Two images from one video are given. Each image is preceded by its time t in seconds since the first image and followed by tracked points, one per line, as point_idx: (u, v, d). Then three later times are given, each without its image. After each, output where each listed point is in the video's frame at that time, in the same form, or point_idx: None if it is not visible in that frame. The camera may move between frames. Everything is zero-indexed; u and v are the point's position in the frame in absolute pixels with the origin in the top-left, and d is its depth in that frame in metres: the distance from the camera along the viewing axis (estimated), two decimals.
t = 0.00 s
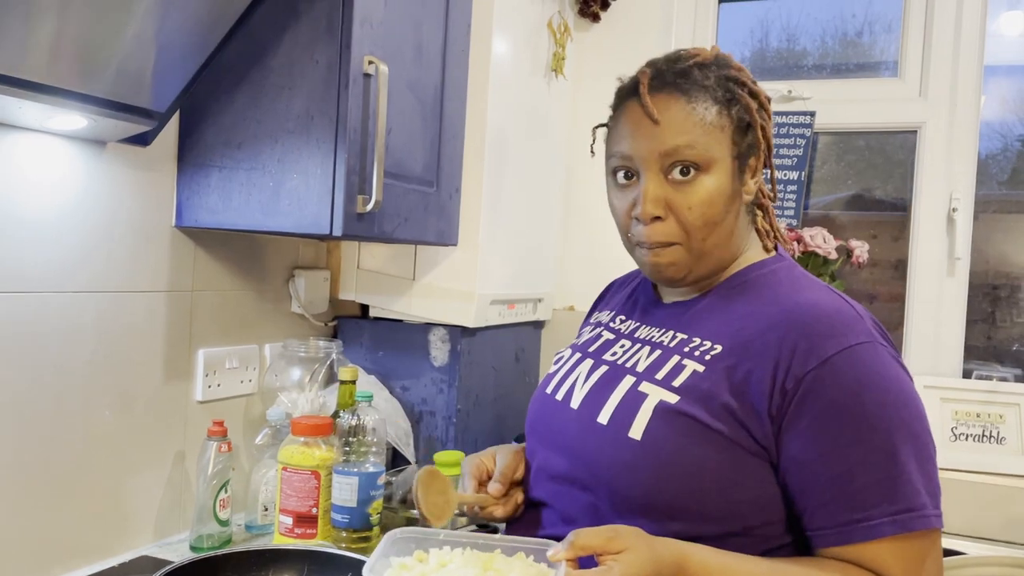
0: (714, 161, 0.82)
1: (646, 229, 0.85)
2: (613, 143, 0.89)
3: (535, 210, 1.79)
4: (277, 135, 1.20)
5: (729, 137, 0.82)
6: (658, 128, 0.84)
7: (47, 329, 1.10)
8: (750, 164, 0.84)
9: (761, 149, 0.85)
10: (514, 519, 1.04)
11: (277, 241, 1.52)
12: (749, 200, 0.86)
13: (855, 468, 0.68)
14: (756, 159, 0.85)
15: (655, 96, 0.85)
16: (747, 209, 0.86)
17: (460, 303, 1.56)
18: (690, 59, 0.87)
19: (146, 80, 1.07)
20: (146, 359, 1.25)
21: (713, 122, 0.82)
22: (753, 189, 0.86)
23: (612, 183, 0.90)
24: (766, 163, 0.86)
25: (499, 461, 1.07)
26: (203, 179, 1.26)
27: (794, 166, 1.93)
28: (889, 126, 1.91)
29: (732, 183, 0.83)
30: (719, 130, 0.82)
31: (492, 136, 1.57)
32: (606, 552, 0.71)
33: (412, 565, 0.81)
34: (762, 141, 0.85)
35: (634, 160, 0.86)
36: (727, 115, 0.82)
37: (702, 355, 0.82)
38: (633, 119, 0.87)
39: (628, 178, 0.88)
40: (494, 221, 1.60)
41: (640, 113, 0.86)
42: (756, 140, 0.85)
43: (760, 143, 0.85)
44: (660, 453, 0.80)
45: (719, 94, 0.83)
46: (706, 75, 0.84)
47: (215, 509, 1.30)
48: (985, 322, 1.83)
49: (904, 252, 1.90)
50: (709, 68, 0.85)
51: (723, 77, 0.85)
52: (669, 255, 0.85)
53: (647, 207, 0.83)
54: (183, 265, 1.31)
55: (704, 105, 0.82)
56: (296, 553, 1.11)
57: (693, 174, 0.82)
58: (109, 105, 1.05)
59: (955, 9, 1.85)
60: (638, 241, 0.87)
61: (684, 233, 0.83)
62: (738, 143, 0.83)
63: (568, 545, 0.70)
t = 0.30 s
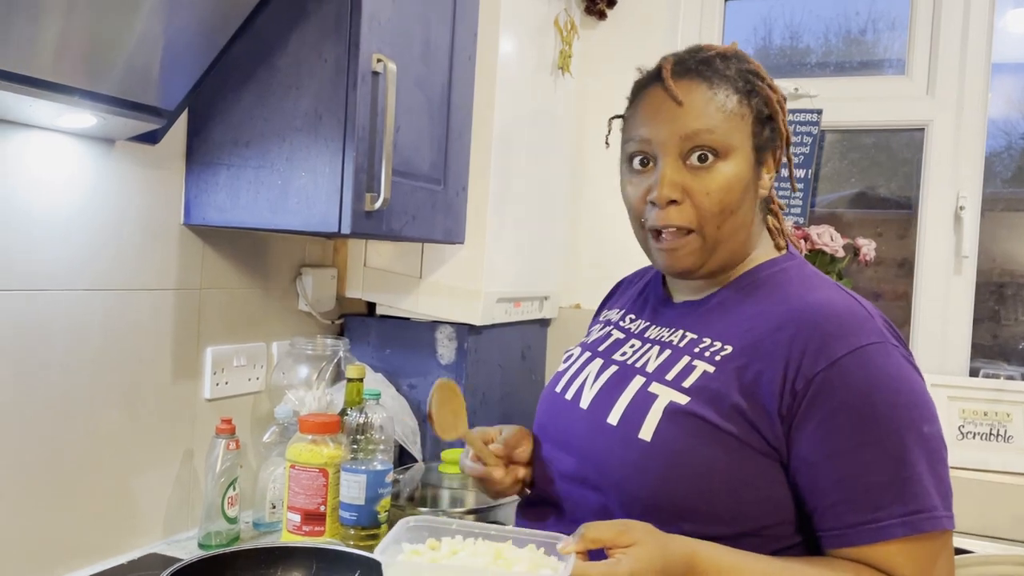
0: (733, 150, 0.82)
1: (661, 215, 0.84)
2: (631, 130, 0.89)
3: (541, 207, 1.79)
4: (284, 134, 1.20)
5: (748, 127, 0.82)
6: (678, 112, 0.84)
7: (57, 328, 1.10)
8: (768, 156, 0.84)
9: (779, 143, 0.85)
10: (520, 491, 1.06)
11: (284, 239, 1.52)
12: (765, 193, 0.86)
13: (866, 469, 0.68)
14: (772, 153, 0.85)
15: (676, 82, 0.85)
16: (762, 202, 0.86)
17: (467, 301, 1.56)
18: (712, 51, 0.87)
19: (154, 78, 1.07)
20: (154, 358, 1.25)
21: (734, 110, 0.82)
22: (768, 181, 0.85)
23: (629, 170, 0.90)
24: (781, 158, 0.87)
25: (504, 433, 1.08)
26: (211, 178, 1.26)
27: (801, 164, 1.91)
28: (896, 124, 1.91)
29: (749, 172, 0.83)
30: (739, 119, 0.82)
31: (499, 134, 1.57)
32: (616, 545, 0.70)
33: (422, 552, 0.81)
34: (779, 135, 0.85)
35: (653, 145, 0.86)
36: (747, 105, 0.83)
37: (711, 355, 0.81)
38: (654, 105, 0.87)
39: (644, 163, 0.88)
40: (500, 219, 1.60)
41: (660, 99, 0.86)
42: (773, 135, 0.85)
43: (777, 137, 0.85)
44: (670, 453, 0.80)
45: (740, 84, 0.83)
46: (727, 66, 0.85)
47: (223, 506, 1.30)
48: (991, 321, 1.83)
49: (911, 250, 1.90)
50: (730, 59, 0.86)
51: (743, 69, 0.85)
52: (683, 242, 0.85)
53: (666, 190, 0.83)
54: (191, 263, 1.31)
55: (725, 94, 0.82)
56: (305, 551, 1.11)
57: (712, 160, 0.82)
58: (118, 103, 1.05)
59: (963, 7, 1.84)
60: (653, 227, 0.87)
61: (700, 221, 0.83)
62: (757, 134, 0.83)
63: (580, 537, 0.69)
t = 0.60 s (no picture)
0: (668, 164, 0.80)
1: (615, 234, 0.86)
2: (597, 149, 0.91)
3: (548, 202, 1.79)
4: (293, 129, 1.20)
5: (688, 136, 0.80)
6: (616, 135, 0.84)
7: (65, 324, 1.10)
8: (724, 157, 0.80)
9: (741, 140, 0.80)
10: (498, 454, 1.22)
11: (291, 234, 1.52)
12: (733, 193, 0.81)
13: (839, 465, 0.68)
14: (735, 152, 0.80)
15: (617, 101, 0.85)
16: (734, 203, 0.82)
17: (475, 296, 1.56)
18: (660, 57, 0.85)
19: (161, 73, 1.07)
20: (162, 352, 1.25)
21: (666, 125, 0.80)
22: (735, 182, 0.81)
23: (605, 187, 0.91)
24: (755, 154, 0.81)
25: (491, 418, 1.17)
26: (220, 173, 1.26)
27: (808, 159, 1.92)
28: (905, 119, 1.90)
29: (696, 181, 0.80)
30: (673, 131, 0.80)
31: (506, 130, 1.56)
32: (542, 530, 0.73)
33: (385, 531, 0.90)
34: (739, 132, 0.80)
35: (603, 167, 0.87)
36: (684, 114, 0.80)
37: (710, 354, 0.81)
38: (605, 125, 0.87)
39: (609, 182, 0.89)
40: (508, 214, 1.59)
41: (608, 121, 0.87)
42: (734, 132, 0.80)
43: (739, 135, 0.80)
44: (665, 454, 0.80)
45: (677, 92, 0.81)
46: (669, 74, 0.82)
47: (231, 501, 1.31)
48: (998, 317, 1.82)
49: (919, 246, 1.89)
50: (676, 64, 0.82)
51: (687, 72, 0.81)
52: (643, 256, 0.85)
53: (610, 213, 0.85)
54: (199, 258, 1.31)
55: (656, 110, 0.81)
56: (313, 546, 1.12)
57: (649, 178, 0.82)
58: (126, 98, 1.05)
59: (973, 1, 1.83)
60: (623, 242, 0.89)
61: (649, 237, 0.83)
62: (702, 140, 0.79)
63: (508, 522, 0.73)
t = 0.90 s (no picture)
0: (596, 158, 0.76)
1: (566, 228, 0.83)
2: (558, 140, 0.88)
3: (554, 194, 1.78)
4: (298, 120, 1.20)
5: (611, 128, 0.75)
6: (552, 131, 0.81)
7: (72, 315, 1.10)
8: (652, 145, 0.73)
9: (673, 125, 0.73)
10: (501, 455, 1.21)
11: (296, 225, 1.52)
12: (670, 181, 0.75)
13: (723, 457, 0.64)
14: (668, 137, 0.73)
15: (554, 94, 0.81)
16: (674, 191, 0.75)
17: (482, 288, 1.55)
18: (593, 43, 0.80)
19: (167, 64, 1.06)
20: (168, 344, 1.25)
21: (592, 118, 0.76)
22: (671, 169, 0.74)
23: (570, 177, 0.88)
24: (689, 141, 0.73)
25: (509, 428, 1.15)
26: (225, 164, 1.26)
27: (817, 152, 1.92)
28: (916, 111, 1.88)
29: (624, 173, 0.75)
30: (599, 123, 0.76)
31: (513, 121, 1.55)
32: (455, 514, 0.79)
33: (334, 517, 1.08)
34: (671, 117, 0.73)
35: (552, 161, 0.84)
36: (608, 105, 0.75)
37: (650, 351, 0.76)
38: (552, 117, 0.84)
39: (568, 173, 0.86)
40: (514, 206, 1.58)
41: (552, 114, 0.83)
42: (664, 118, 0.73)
43: (665, 122, 0.73)
44: (610, 453, 0.76)
45: (599, 85, 0.76)
46: (597, 61, 0.77)
47: (236, 493, 1.31)
48: (1009, 310, 1.81)
49: (929, 238, 1.88)
50: (605, 50, 0.77)
51: (612, 59, 0.76)
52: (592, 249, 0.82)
53: (556, 208, 0.82)
54: (205, 249, 1.30)
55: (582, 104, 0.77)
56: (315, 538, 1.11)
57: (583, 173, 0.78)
58: (132, 89, 1.05)
59: None
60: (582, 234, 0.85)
61: (591, 230, 0.80)
62: (627, 130, 0.74)
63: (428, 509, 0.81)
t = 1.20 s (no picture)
0: (559, 140, 0.74)
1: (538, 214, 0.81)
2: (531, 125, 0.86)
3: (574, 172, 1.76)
4: (314, 96, 1.18)
5: (572, 109, 0.73)
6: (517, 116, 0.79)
7: (91, 293, 1.10)
8: (614, 123, 0.71)
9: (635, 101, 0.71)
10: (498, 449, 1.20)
11: (314, 203, 1.51)
12: (635, 160, 0.72)
13: (677, 426, 0.61)
14: (630, 115, 0.71)
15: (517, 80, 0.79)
16: (640, 169, 0.73)
17: (499, 267, 1.54)
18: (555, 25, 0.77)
19: (185, 38, 1.05)
20: (187, 322, 1.25)
21: (552, 101, 0.74)
22: (636, 146, 0.72)
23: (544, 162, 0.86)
24: (652, 118, 0.71)
25: (502, 436, 1.13)
26: (242, 141, 1.25)
27: (841, 130, 1.89)
28: (944, 89, 1.84)
29: (587, 154, 0.73)
30: (560, 106, 0.74)
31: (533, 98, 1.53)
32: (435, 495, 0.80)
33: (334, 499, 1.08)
34: (633, 94, 0.71)
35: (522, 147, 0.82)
36: (567, 87, 0.73)
37: (622, 328, 0.75)
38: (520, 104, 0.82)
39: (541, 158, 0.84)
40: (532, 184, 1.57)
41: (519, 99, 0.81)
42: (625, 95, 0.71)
43: (627, 100, 0.71)
44: (589, 434, 0.75)
45: (559, 65, 0.74)
46: (556, 43, 0.75)
47: (254, 470, 1.31)
48: None
49: (954, 219, 1.85)
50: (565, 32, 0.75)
51: (571, 39, 0.74)
52: (566, 233, 0.80)
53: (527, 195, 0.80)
54: (222, 227, 1.30)
55: (542, 88, 0.75)
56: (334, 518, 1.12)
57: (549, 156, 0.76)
58: (151, 65, 1.04)
59: None
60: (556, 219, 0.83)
61: (561, 214, 0.78)
62: (587, 110, 0.72)
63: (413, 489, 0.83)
